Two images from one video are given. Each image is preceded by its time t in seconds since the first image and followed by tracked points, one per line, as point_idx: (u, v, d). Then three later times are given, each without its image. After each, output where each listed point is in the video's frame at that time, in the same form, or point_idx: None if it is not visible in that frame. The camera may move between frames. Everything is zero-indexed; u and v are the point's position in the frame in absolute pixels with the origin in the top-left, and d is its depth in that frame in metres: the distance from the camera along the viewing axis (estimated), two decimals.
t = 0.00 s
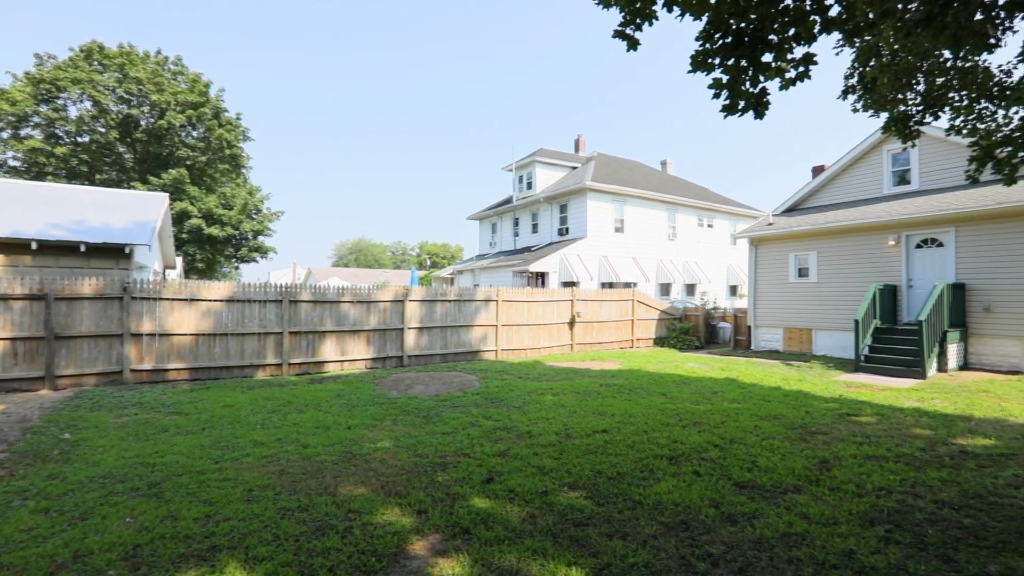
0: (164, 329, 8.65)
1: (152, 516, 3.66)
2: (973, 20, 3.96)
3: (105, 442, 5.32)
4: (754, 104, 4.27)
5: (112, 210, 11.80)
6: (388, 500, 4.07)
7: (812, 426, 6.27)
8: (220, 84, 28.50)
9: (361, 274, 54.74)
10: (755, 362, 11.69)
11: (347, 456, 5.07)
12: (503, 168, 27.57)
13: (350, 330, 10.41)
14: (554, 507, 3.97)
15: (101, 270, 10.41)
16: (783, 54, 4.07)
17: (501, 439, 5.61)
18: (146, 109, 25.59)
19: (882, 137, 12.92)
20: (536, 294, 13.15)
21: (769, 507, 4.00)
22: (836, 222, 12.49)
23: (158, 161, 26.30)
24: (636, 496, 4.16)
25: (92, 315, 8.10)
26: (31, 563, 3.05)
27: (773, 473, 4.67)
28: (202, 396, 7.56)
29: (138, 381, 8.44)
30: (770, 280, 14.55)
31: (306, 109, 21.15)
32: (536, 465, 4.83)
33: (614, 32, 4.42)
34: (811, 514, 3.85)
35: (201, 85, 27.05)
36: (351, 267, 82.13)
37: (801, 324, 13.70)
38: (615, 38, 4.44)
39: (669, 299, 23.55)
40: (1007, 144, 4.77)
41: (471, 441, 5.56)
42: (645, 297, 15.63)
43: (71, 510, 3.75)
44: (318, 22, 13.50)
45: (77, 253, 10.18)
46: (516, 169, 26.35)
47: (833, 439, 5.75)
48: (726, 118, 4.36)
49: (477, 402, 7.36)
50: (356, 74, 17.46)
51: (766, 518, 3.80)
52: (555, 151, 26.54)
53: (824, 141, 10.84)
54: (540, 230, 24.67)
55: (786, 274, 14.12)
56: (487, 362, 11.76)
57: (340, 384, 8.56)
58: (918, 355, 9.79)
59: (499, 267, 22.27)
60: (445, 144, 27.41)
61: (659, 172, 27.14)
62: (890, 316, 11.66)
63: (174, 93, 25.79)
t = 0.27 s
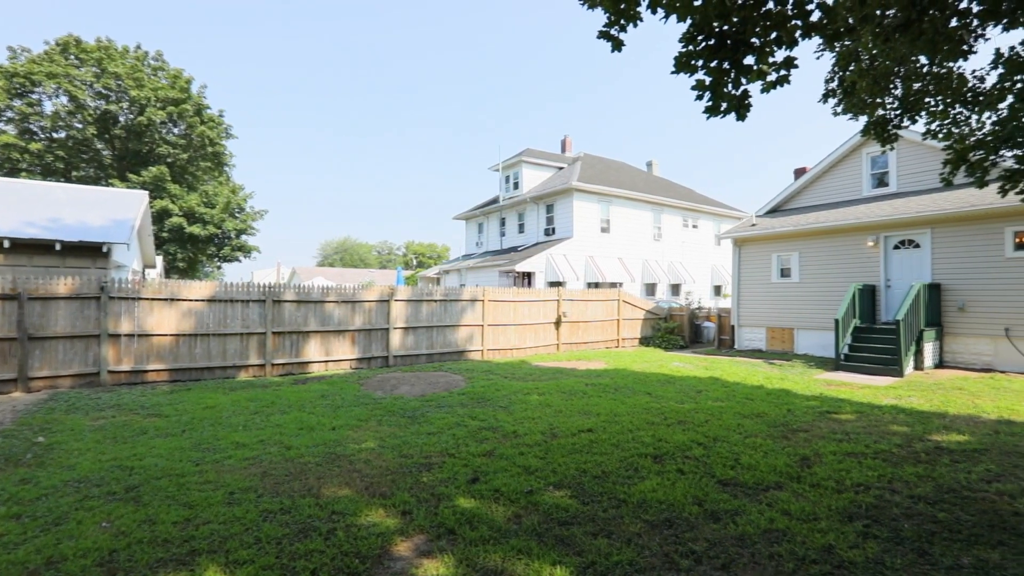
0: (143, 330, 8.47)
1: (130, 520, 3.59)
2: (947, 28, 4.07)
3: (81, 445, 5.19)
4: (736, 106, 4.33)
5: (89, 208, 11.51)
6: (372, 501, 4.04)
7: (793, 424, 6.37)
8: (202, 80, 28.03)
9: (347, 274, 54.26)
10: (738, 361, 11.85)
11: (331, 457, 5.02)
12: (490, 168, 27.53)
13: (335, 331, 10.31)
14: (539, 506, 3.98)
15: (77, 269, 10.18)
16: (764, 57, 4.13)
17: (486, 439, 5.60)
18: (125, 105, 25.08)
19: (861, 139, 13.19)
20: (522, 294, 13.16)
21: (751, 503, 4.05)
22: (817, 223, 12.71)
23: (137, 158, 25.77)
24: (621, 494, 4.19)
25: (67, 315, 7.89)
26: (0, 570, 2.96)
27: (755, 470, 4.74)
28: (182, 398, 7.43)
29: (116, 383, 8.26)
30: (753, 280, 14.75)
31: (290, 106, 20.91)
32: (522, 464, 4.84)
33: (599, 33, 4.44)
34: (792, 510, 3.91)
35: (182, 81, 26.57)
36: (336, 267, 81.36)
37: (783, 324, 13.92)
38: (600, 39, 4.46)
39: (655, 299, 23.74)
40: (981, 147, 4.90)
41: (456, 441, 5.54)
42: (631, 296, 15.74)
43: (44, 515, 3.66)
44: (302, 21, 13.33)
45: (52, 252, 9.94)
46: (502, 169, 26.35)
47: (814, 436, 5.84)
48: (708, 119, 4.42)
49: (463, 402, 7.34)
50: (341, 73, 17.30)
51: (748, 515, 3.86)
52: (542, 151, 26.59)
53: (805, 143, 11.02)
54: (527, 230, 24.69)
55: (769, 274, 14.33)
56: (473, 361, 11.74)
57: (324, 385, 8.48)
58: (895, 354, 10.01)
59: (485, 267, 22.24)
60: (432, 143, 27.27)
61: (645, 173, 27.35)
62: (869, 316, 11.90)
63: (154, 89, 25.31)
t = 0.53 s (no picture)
0: (122, 330, 8.30)
1: (106, 525, 3.51)
2: (922, 33, 4.16)
3: (56, 449, 5.07)
4: (719, 107, 4.37)
5: (65, 205, 11.24)
6: (356, 503, 4.01)
7: (775, 422, 6.46)
8: (184, 76, 27.54)
9: (331, 273, 53.74)
10: (722, 361, 11.99)
11: (314, 459, 4.97)
12: (477, 168, 27.49)
13: (320, 331, 10.22)
14: (524, 506, 3.98)
15: (52, 268, 9.94)
16: (746, 60, 4.17)
17: (472, 439, 5.59)
18: (103, 101, 24.57)
19: (842, 142, 13.43)
20: (508, 294, 13.16)
21: (733, 501, 4.11)
22: (799, 224, 12.92)
23: (115, 155, 25.22)
24: (605, 493, 4.22)
25: (42, 315, 7.69)
26: None
27: (738, 468, 4.80)
28: (162, 399, 7.30)
29: (92, 385, 8.07)
30: (737, 280, 14.93)
31: (273, 104, 20.67)
32: (507, 464, 4.84)
33: (584, 34, 4.46)
34: (773, 507, 3.98)
35: (163, 77, 26.06)
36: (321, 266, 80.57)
37: (766, 323, 14.12)
38: (585, 40, 4.47)
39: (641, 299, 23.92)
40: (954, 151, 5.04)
41: (441, 441, 5.52)
42: (617, 296, 15.84)
43: (15, 521, 3.56)
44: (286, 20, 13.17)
45: (26, 250, 9.69)
46: (489, 168, 26.33)
47: (795, 434, 5.94)
48: (692, 121, 4.46)
49: (448, 402, 7.33)
50: (326, 71, 17.14)
51: (731, 512, 3.90)
52: (529, 151, 26.62)
53: (787, 145, 11.19)
54: (513, 229, 24.69)
55: (752, 274, 14.52)
56: (459, 361, 11.71)
57: (308, 385, 8.38)
58: (874, 352, 10.22)
59: (472, 266, 22.20)
60: (419, 143, 27.12)
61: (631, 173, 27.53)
62: (850, 315, 12.13)
63: (133, 84, 24.81)
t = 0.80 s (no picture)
0: (99, 331, 8.12)
1: (82, 530, 3.43)
2: (900, 39, 4.25)
3: (30, 453, 4.94)
4: (702, 109, 4.43)
5: (39, 203, 10.93)
6: (340, 504, 3.97)
7: (758, 420, 6.56)
8: (164, 72, 27.00)
9: (316, 272, 53.25)
10: (706, 360, 12.12)
11: (298, 460, 4.92)
12: (464, 168, 27.42)
13: (304, 331, 10.11)
14: (509, 506, 3.98)
15: (26, 267, 9.69)
16: (729, 63, 4.23)
17: (458, 439, 5.58)
18: (80, 96, 24.01)
19: (823, 145, 13.66)
20: (494, 294, 13.15)
21: (716, 498, 4.16)
22: (781, 225, 13.12)
23: (93, 152, 24.66)
24: (590, 492, 4.24)
25: (15, 316, 7.47)
26: None
27: (721, 466, 4.86)
28: (142, 401, 7.16)
29: (68, 387, 7.87)
30: (722, 280, 15.10)
31: (256, 101, 20.40)
32: (493, 464, 4.84)
33: (569, 35, 4.48)
34: (755, 504, 4.03)
35: (143, 72, 25.54)
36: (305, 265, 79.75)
37: (749, 323, 14.31)
38: (570, 40, 4.50)
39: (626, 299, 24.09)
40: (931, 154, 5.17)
41: (427, 442, 5.50)
42: (603, 297, 15.94)
43: None
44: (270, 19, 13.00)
45: None
46: (476, 168, 26.30)
47: (777, 432, 6.03)
48: (676, 122, 4.52)
49: (434, 402, 7.31)
50: (311, 70, 16.95)
51: (714, 510, 3.95)
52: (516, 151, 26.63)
53: (770, 148, 11.34)
54: (500, 229, 24.68)
55: (736, 274, 14.70)
56: (445, 362, 11.68)
57: (292, 386, 8.28)
58: (853, 351, 10.42)
59: (458, 266, 22.14)
60: (405, 142, 26.96)
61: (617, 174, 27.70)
62: (830, 315, 12.35)
63: (112, 80, 24.28)
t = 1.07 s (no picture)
0: (75, 332, 7.93)
1: (55, 536, 3.35)
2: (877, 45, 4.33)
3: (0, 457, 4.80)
4: (686, 110, 4.47)
5: (10, 201, 10.59)
6: (323, 506, 3.93)
7: (741, 418, 6.64)
8: (144, 68, 26.46)
9: (300, 272, 52.64)
10: (691, 359, 12.23)
11: (281, 462, 4.85)
12: (451, 168, 27.34)
13: (288, 331, 9.99)
14: (494, 506, 3.98)
15: None
16: (711, 65, 4.27)
17: (443, 439, 5.56)
18: (56, 91, 23.41)
19: (805, 148, 13.90)
20: (480, 294, 13.13)
21: (700, 496, 4.20)
22: (765, 226, 13.30)
23: (69, 148, 24.07)
24: (575, 491, 4.25)
25: None
26: None
27: (705, 464, 4.91)
28: (119, 403, 7.00)
29: (42, 390, 7.66)
30: (707, 281, 15.25)
31: (239, 99, 20.11)
32: (478, 464, 4.83)
33: (553, 34, 4.50)
34: (738, 501, 4.08)
35: (121, 68, 24.99)
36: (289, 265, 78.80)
37: (733, 323, 14.49)
38: (554, 40, 4.52)
39: (613, 299, 24.23)
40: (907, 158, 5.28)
41: (412, 442, 5.47)
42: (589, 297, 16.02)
43: None
44: (253, 17, 12.82)
45: None
46: (463, 168, 26.25)
47: (760, 430, 6.11)
48: (660, 123, 4.57)
49: (420, 402, 7.28)
50: (295, 69, 16.75)
51: (697, 507, 3.99)
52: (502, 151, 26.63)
53: (753, 150, 11.50)
54: (486, 229, 24.64)
55: (720, 275, 14.87)
56: (431, 362, 11.62)
57: (276, 387, 8.17)
58: (834, 350, 10.61)
59: (445, 266, 22.04)
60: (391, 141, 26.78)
61: (604, 175, 27.84)
62: (812, 314, 12.57)
63: (89, 75, 23.73)
